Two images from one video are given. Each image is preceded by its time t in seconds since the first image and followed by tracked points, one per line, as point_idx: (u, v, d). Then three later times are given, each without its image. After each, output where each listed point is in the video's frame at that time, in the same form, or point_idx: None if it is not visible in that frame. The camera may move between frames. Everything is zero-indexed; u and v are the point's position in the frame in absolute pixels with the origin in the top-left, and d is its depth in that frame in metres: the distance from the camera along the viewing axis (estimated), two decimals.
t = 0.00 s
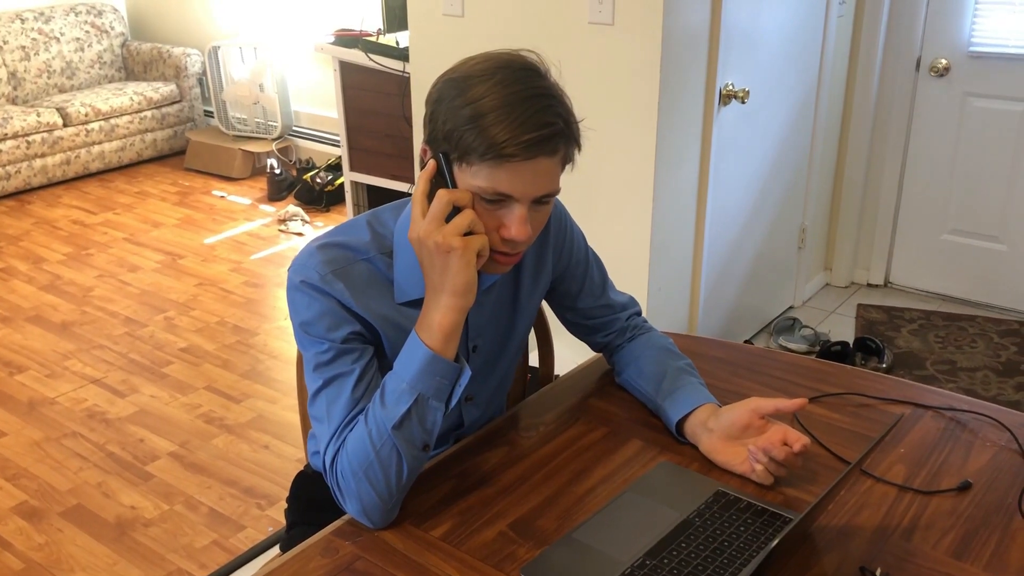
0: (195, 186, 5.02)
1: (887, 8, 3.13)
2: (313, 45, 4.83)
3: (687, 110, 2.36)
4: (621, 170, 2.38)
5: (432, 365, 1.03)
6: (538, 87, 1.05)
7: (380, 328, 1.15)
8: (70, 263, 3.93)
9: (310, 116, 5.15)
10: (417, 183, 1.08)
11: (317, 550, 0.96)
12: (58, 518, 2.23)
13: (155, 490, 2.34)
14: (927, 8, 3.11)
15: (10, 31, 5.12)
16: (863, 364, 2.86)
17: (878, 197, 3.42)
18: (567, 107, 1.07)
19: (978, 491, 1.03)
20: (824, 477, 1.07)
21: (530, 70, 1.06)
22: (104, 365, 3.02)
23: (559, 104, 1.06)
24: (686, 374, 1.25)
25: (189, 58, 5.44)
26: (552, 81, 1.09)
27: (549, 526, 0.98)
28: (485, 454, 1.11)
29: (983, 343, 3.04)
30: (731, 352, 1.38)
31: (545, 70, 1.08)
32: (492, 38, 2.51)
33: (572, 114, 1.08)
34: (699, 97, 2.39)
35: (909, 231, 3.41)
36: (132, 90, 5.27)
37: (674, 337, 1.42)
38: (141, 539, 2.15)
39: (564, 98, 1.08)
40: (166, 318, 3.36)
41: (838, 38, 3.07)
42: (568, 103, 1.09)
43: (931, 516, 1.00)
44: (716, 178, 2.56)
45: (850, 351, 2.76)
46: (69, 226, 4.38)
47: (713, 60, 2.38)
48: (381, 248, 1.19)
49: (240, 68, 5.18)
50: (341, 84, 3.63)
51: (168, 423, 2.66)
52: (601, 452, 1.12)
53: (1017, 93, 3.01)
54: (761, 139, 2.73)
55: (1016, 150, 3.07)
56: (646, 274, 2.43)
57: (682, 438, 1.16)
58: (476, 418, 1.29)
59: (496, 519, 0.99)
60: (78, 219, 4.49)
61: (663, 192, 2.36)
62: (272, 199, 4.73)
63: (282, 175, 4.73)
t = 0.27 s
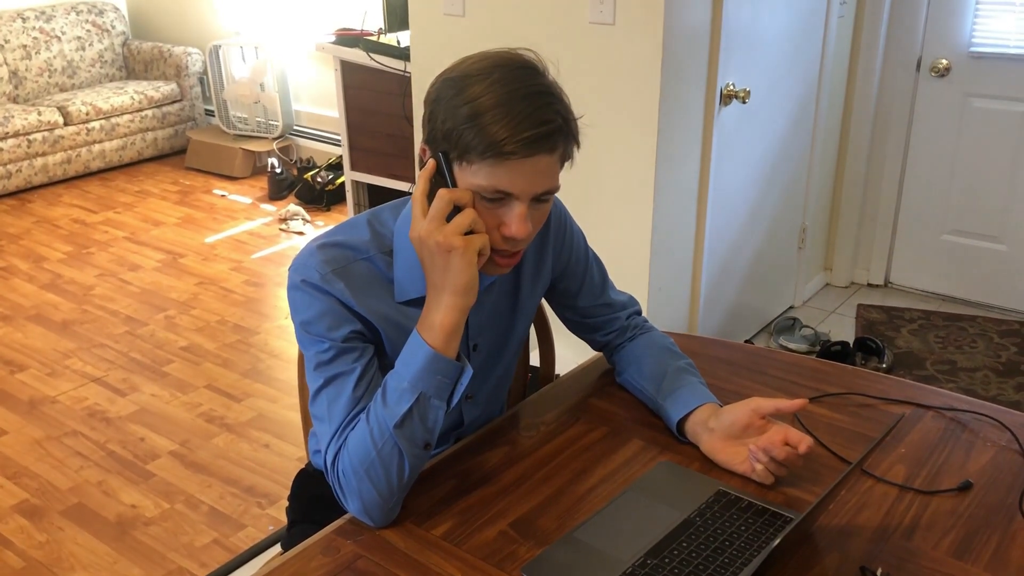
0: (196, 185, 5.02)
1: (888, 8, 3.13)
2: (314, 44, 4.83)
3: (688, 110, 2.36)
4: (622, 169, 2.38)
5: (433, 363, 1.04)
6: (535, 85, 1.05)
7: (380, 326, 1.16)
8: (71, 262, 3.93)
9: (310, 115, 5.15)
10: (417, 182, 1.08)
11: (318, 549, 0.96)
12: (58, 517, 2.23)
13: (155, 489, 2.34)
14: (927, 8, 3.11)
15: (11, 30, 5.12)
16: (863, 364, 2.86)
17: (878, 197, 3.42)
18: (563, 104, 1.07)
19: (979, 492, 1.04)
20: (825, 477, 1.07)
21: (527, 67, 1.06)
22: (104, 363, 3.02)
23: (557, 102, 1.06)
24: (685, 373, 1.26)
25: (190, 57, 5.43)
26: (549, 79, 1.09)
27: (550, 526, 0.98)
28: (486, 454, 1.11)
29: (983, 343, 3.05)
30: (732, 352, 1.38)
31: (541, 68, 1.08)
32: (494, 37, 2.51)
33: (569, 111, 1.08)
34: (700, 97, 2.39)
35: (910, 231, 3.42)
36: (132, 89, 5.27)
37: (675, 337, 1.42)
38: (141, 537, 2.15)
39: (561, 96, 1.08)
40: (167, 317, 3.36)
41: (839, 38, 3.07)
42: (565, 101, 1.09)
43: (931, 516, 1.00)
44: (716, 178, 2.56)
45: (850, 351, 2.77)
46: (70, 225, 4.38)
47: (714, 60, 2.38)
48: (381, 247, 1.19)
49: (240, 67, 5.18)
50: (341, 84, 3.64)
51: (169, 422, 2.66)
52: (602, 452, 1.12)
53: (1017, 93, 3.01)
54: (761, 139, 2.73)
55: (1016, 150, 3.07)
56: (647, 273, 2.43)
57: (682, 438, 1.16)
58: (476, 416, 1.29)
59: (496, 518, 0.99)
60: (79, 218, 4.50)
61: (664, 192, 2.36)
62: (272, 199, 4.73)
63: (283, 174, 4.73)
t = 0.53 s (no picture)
0: (195, 184, 5.02)
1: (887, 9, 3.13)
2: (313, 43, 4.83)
3: (688, 110, 2.36)
4: (621, 169, 2.38)
5: (434, 358, 1.04)
6: (483, 52, 1.06)
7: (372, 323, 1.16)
8: (70, 261, 3.93)
9: (310, 114, 5.15)
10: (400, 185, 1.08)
11: (318, 549, 0.96)
12: (57, 515, 2.23)
13: (154, 488, 2.34)
14: (927, 9, 3.11)
15: (10, 28, 5.11)
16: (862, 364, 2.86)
17: (877, 197, 3.42)
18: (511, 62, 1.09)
19: (978, 493, 1.04)
20: (824, 477, 1.08)
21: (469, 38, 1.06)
22: (103, 362, 3.02)
23: (508, 63, 1.07)
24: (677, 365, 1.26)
25: (190, 56, 5.43)
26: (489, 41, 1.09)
27: (550, 526, 0.98)
28: (486, 454, 1.11)
29: (982, 344, 3.05)
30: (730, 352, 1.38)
31: (478, 33, 1.09)
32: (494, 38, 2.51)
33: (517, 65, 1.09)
34: (700, 98, 2.39)
35: (909, 232, 3.42)
36: (132, 87, 5.27)
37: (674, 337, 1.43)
38: (140, 536, 2.15)
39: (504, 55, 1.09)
40: (166, 316, 3.36)
41: (839, 39, 3.07)
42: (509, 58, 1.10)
43: (930, 517, 1.00)
44: (716, 178, 2.56)
45: (849, 352, 2.77)
46: (69, 224, 4.38)
47: (713, 61, 2.38)
48: (364, 244, 1.19)
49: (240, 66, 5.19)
50: (341, 83, 3.63)
51: (168, 421, 2.66)
52: (601, 451, 1.12)
53: (1017, 94, 3.02)
54: (761, 139, 2.74)
55: (1015, 152, 3.08)
56: (646, 274, 2.44)
57: (682, 437, 1.16)
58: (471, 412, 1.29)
59: (497, 518, 0.99)
60: (78, 216, 4.50)
61: (663, 193, 2.36)
62: (272, 198, 4.72)
63: (282, 173, 4.73)
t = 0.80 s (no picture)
0: (194, 184, 5.02)
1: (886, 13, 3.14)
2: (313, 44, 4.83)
3: (687, 113, 2.36)
4: (619, 171, 2.39)
5: (417, 352, 1.04)
6: (439, 46, 1.06)
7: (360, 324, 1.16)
8: (69, 261, 3.92)
9: (309, 115, 5.15)
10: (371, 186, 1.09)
11: (317, 551, 0.96)
12: (55, 516, 2.23)
13: (152, 489, 2.34)
14: (926, 13, 3.12)
15: (9, 28, 5.11)
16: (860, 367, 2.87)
17: (876, 200, 3.42)
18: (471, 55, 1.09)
19: (976, 496, 1.04)
20: (824, 480, 1.08)
21: (426, 35, 1.08)
22: (101, 363, 3.02)
23: (465, 54, 1.08)
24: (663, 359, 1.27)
25: (189, 57, 5.43)
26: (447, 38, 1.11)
27: (548, 529, 0.98)
28: (484, 457, 1.11)
29: (980, 347, 3.05)
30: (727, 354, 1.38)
31: (435, 29, 1.10)
32: (494, 40, 2.52)
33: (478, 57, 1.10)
34: (699, 101, 2.40)
35: (906, 235, 3.42)
36: (131, 88, 5.27)
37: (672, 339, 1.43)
38: (138, 537, 2.15)
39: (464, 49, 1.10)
40: (164, 316, 3.36)
41: (838, 42, 3.08)
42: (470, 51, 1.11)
43: (929, 521, 1.00)
44: (714, 181, 2.56)
45: (847, 354, 2.77)
46: (67, 224, 4.38)
47: (713, 63, 2.39)
48: (347, 248, 1.19)
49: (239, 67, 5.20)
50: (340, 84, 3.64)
51: (166, 422, 2.66)
52: (595, 454, 1.12)
53: (1015, 98, 3.02)
54: (760, 142, 2.74)
55: (1013, 155, 3.08)
56: (645, 276, 2.44)
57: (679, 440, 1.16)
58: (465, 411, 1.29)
59: (495, 521, 0.99)
60: (77, 217, 4.49)
61: (662, 194, 2.36)
62: (270, 198, 4.72)
63: (281, 174, 4.73)
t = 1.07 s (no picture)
0: (192, 187, 5.02)
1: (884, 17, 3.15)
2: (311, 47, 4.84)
3: (685, 116, 2.36)
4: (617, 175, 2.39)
5: (421, 362, 1.04)
6: (488, 69, 1.07)
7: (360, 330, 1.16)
8: (66, 263, 3.92)
9: (307, 118, 5.15)
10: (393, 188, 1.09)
11: (314, 554, 0.96)
12: (51, 520, 2.23)
13: (149, 492, 2.34)
14: (924, 17, 3.13)
15: (7, 30, 5.11)
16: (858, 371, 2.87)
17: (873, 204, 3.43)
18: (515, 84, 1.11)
19: (973, 501, 1.04)
20: (821, 484, 1.08)
21: (476, 54, 1.08)
22: (98, 366, 3.01)
23: (511, 83, 1.09)
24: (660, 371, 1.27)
25: (187, 59, 5.42)
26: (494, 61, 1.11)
27: (545, 533, 0.98)
28: (480, 461, 1.11)
29: (977, 351, 3.06)
30: (725, 359, 1.38)
31: (484, 50, 1.11)
32: (492, 43, 2.52)
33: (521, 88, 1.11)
34: (697, 105, 2.40)
35: (904, 239, 3.43)
36: (129, 90, 5.27)
37: (669, 344, 1.43)
38: (135, 541, 2.15)
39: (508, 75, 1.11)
40: (161, 319, 3.36)
41: (836, 46, 3.09)
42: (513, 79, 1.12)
43: (926, 525, 1.00)
44: (712, 185, 2.57)
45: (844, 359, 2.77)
46: (65, 227, 4.38)
47: (711, 67, 2.39)
48: (351, 252, 1.19)
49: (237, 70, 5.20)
50: (339, 87, 3.63)
51: (163, 425, 2.65)
52: (592, 459, 1.12)
53: (1012, 103, 3.03)
54: (757, 146, 2.75)
55: (1010, 160, 3.09)
56: (642, 280, 2.44)
57: (677, 446, 1.16)
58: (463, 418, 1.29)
59: (492, 525, 0.99)
60: (74, 219, 4.49)
61: (660, 198, 2.37)
62: (268, 201, 4.71)
63: (279, 177, 4.73)
